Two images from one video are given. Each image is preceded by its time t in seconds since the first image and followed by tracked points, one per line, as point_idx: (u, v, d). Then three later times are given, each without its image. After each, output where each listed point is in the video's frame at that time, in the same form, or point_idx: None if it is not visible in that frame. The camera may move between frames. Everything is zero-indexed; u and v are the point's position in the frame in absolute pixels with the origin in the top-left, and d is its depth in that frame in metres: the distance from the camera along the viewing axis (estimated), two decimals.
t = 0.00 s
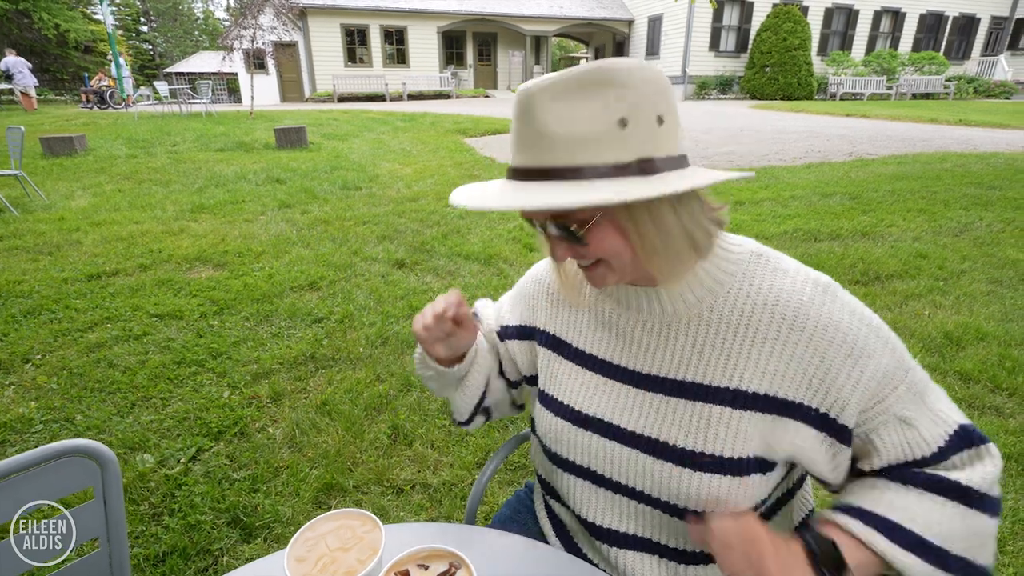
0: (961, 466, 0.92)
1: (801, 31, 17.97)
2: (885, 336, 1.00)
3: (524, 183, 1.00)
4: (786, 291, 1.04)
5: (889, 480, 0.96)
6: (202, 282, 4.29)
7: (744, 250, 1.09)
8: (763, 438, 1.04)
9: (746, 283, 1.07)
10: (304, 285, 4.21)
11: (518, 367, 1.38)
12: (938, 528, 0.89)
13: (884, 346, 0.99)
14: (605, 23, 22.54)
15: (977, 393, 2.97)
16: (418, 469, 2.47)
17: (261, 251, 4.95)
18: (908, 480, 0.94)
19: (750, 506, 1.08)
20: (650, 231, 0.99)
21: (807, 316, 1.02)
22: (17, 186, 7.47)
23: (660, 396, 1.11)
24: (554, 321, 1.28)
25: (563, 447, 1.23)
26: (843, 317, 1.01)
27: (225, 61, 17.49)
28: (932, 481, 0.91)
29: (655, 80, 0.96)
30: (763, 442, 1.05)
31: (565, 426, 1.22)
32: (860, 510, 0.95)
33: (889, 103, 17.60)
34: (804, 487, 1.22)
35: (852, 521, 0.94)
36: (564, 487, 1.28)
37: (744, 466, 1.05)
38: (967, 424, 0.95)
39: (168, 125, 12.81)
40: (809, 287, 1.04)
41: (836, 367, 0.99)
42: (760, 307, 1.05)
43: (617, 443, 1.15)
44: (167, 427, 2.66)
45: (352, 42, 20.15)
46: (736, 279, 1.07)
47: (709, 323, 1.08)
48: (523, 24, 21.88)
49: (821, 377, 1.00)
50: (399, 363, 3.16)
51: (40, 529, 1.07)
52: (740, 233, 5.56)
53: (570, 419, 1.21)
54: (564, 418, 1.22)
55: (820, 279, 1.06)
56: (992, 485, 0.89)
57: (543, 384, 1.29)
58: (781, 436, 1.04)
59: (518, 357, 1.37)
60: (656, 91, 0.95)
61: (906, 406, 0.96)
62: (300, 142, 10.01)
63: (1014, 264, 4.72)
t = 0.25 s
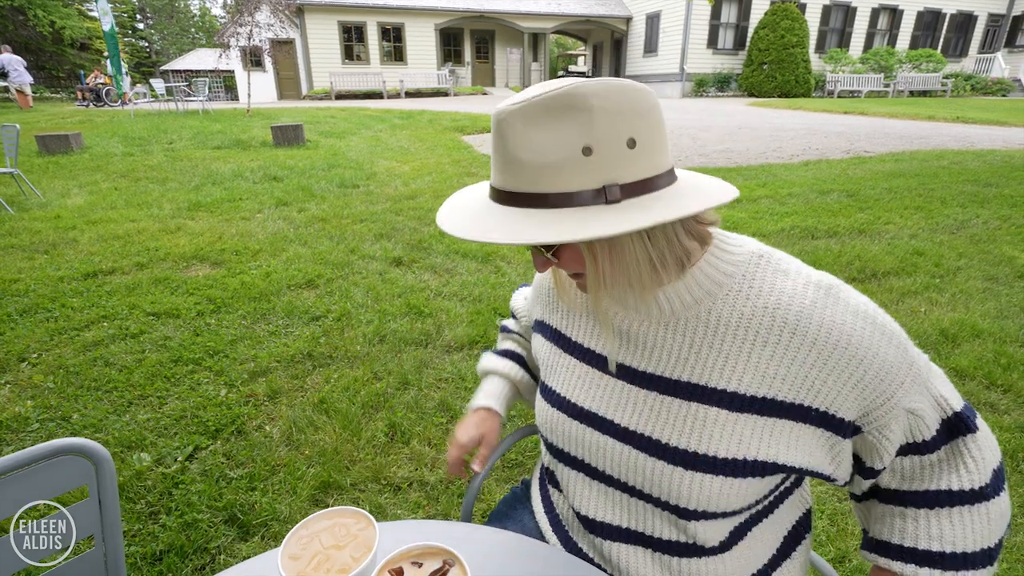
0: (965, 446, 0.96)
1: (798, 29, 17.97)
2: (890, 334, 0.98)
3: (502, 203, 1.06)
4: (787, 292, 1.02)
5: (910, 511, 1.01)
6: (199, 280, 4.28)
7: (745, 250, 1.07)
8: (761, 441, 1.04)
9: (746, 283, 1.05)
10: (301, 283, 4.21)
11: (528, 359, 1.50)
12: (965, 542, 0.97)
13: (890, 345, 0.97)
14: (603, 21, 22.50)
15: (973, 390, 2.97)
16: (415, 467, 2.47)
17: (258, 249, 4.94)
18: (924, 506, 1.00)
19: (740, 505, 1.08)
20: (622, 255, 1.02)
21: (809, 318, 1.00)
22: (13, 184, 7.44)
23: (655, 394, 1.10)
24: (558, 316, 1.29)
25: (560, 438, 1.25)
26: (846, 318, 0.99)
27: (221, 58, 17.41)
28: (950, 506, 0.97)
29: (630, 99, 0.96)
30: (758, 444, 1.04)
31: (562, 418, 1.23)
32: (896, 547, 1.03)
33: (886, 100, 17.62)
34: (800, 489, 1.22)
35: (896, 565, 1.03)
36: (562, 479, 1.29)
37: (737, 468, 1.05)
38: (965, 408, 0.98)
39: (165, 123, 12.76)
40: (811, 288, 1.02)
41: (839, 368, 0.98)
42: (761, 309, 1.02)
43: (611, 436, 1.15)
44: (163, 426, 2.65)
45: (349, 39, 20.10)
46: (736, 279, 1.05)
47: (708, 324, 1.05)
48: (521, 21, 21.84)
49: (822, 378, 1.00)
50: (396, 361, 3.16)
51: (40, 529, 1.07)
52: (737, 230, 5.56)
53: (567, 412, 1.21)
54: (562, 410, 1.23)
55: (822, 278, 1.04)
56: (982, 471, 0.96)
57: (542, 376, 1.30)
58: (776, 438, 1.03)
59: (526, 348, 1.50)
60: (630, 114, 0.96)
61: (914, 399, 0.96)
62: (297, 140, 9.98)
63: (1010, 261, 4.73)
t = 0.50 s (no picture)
0: (960, 453, 0.95)
1: (797, 28, 17.97)
2: (891, 335, 0.98)
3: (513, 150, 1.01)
4: (787, 290, 1.02)
5: (903, 517, 1.01)
6: (197, 279, 4.28)
7: (746, 247, 1.06)
8: (758, 438, 1.04)
9: (746, 281, 1.04)
10: (299, 282, 4.20)
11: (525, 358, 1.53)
12: (959, 550, 0.96)
13: (891, 345, 0.97)
14: (601, 20, 22.49)
15: (969, 387, 2.98)
16: (413, 464, 2.47)
17: (256, 248, 4.93)
18: (917, 513, 1.00)
19: (736, 500, 1.09)
20: (652, 219, 0.96)
21: (808, 317, 0.99)
22: (10, 183, 7.42)
23: (655, 387, 1.11)
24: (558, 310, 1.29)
25: (558, 432, 1.25)
26: (846, 318, 0.98)
27: (219, 57, 17.37)
28: (944, 512, 0.97)
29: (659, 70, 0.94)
30: (756, 440, 1.04)
31: (561, 410, 1.23)
32: (888, 552, 1.03)
33: (884, 99, 17.64)
34: (796, 488, 1.22)
35: (884, 568, 1.03)
36: (559, 473, 1.30)
37: (734, 463, 1.05)
38: (965, 412, 0.98)
39: (162, 122, 12.72)
40: (811, 287, 1.01)
41: (840, 364, 0.98)
42: (760, 306, 1.02)
43: (609, 429, 1.16)
44: (161, 424, 2.65)
45: (347, 38, 20.06)
46: (737, 276, 1.04)
47: (708, 320, 1.05)
48: (519, 20, 21.82)
49: (822, 375, 1.00)
50: (394, 359, 3.15)
51: (40, 529, 1.08)
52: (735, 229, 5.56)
53: (568, 404, 1.21)
54: (563, 404, 1.22)
55: (824, 278, 1.03)
56: (978, 480, 0.95)
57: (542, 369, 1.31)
58: (772, 435, 1.04)
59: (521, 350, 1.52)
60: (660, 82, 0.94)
61: (911, 401, 0.96)
62: (295, 139, 9.96)
63: (1007, 259, 4.74)
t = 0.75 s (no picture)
0: (971, 464, 0.92)
1: (794, 25, 17.99)
2: (902, 339, 0.97)
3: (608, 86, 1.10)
4: (794, 292, 1.04)
5: (905, 520, 1.00)
6: (196, 278, 4.29)
7: (755, 249, 1.10)
8: (760, 439, 1.05)
9: (755, 281, 1.07)
10: (298, 280, 4.21)
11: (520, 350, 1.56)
12: (959, 558, 0.95)
13: (901, 350, 0.96)
14: (599, 18, 22.50)
15: (964, 384, 3.00)
16: (412, 461, 2.49)
17: (254, 246, 4.94)
18: (917, 518, 0.98)
19: (735, 499, 1.10)
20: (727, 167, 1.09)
21: (815, 319, 1.01)
22: (8, 183, 7.42)
23: (660, 385, 1.12)
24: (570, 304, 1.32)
25: (559, 423, 1.27)
26: (853, 321, 0.99)
27: (217, 56, 17.35)
28: (946, 520, 0.95)
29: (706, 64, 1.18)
30: (757, 440, 1.05)
31: (566, 404, 1.24)
32: (887, 553, 1.02)
33: (882, 97, 17.67)
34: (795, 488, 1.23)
35: (880, 567, 1.02)
36: (558, 464, 1.31)
37: (734, 462, 1.06)
38: (983, 421, 0.95)
39: (160, 121, 12.73)
40: (819, 289, 1.03)
41: (851, 362, 0.98)
42: (765, 308, 1.05)
43: (611, 424, 1.17)
44: (161, 422, 2.67)
45: (345, 37, 20.06)
46: (748, 276, 1.08)
47: (715, 318, 1.09)
48: (517, 18, 21.80)
49: (832, 375, 1.00)
50: (393, 357, 3.17)
51: (39, 529, 1.09)
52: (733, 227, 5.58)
53: (573, 399, 1.23)
54: (567, 398, 1.24)
55: (833, 281, 1.04)
56: (987, 492, 0.92)
57: (547, 360, 1.33)
58: (774, 437, 1.05)
59: (514, 344, 1.55)
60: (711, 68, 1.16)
61: (920, 409, 0.94)
62: (293, 138, 9.96)
63: (1003, 257, 4.76)
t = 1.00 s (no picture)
0: (964, 458, 0.95)
1: (793, 22, 17.99)
2: (902, 337, 1.00)
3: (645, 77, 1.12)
4: (797, 292, 1.07)
5: (897, 510, 1.02)
6: (197, 277, 4.32)
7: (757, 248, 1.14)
8: (765, 436, 1.08)
9: (760, 281, 1.10)
10: (298, 279, 4.24)
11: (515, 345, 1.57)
12: (947, 546, 0.98)
13: (903, 347, 0.99)
14: (598, 16, 22.50)
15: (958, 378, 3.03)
16: (413, 457, 2.52)
17: (255, 246, 4.97)
18: (909, 509, 1.01)
19: (741, 497, 1.13)
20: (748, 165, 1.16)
21: (818, 319, 1.04)
22: (8, 183, 7.45)
23: (666, 386, 1.15)
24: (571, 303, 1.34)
25: (563, 425, 1.28)
26: (857, 321, 1.02)
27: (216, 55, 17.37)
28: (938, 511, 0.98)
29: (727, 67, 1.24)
30: (762, 438, 1.08)
31: (570, 405, 1.26)
32: (879, 542, 1.04)
33: (881, 94, 17.68)
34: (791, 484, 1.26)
35: (871, 555, 1.04)
36: (563, 463, 1.32)
37: (741, 461, 1.09)
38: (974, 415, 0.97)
39: (160, 121, 12.76)
40: (822, 288, 1.06)
41: (860, 358, 1.00)
42: (768, 307, 1.08)
43: (617, 425, 1.19)
44: (164, 420, 2.70)
45: (343, 35, 20.07)
46: (752, 277, 1.11)
47: (719, 318, 1.12)
48: (516, 16, 21.80)
49: (841, 372, 1.02)
50: (393, 354, 3.21)
51: (40, 529, 1.13)
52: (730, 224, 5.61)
53: (577, 400, 1.25)
54: (573, 399, 1.25)
55: (835, 280, 1.07)
56: (978, 484, 0.95)
57: (549, 359, 1.34)
58: (778, 434, 1.07)
59: (509, 339, 1.57)
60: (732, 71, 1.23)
61: (918, 404, 0.97)
62: (292, 137, 9.99)
63: (998, 253, 4.79)
